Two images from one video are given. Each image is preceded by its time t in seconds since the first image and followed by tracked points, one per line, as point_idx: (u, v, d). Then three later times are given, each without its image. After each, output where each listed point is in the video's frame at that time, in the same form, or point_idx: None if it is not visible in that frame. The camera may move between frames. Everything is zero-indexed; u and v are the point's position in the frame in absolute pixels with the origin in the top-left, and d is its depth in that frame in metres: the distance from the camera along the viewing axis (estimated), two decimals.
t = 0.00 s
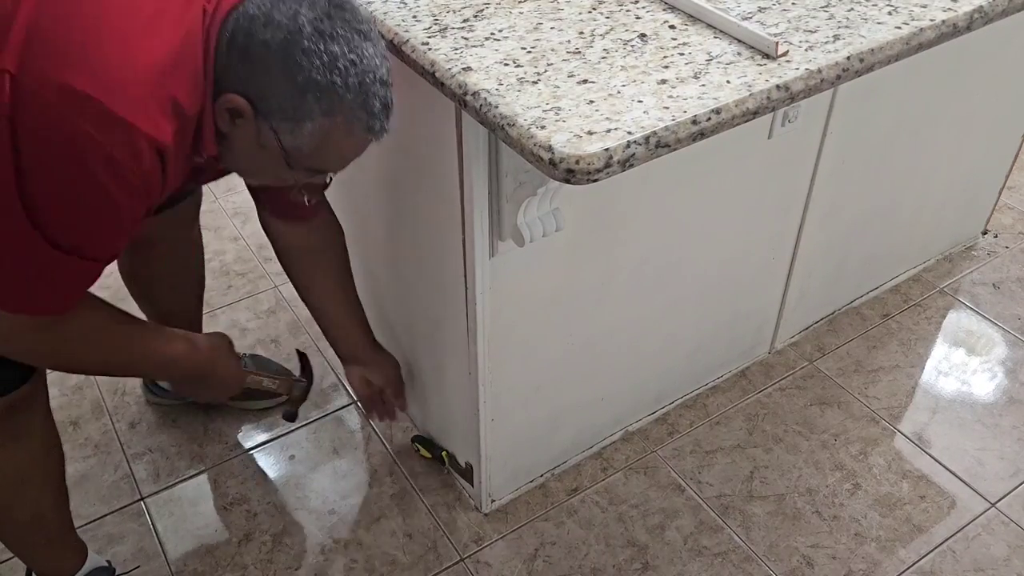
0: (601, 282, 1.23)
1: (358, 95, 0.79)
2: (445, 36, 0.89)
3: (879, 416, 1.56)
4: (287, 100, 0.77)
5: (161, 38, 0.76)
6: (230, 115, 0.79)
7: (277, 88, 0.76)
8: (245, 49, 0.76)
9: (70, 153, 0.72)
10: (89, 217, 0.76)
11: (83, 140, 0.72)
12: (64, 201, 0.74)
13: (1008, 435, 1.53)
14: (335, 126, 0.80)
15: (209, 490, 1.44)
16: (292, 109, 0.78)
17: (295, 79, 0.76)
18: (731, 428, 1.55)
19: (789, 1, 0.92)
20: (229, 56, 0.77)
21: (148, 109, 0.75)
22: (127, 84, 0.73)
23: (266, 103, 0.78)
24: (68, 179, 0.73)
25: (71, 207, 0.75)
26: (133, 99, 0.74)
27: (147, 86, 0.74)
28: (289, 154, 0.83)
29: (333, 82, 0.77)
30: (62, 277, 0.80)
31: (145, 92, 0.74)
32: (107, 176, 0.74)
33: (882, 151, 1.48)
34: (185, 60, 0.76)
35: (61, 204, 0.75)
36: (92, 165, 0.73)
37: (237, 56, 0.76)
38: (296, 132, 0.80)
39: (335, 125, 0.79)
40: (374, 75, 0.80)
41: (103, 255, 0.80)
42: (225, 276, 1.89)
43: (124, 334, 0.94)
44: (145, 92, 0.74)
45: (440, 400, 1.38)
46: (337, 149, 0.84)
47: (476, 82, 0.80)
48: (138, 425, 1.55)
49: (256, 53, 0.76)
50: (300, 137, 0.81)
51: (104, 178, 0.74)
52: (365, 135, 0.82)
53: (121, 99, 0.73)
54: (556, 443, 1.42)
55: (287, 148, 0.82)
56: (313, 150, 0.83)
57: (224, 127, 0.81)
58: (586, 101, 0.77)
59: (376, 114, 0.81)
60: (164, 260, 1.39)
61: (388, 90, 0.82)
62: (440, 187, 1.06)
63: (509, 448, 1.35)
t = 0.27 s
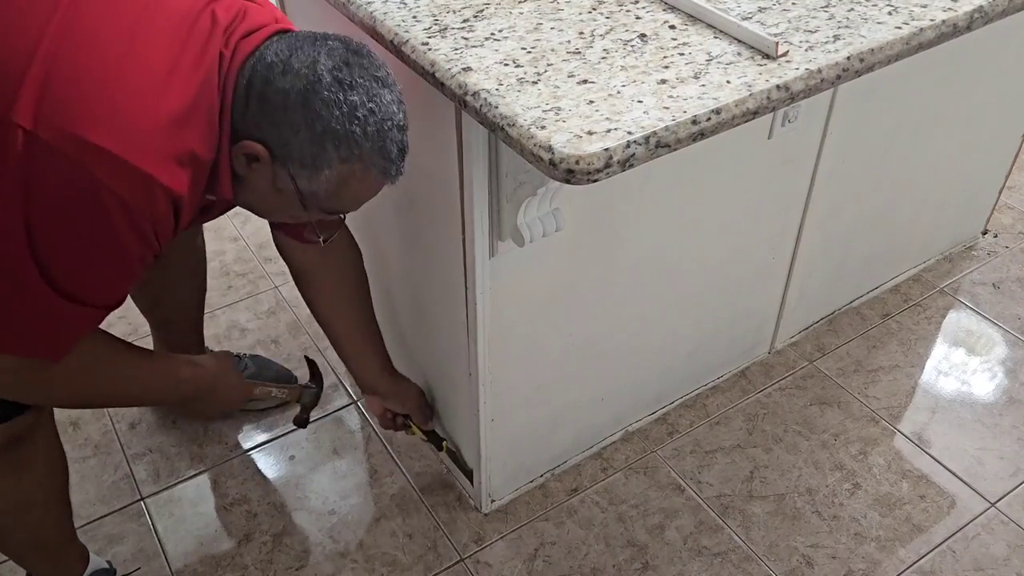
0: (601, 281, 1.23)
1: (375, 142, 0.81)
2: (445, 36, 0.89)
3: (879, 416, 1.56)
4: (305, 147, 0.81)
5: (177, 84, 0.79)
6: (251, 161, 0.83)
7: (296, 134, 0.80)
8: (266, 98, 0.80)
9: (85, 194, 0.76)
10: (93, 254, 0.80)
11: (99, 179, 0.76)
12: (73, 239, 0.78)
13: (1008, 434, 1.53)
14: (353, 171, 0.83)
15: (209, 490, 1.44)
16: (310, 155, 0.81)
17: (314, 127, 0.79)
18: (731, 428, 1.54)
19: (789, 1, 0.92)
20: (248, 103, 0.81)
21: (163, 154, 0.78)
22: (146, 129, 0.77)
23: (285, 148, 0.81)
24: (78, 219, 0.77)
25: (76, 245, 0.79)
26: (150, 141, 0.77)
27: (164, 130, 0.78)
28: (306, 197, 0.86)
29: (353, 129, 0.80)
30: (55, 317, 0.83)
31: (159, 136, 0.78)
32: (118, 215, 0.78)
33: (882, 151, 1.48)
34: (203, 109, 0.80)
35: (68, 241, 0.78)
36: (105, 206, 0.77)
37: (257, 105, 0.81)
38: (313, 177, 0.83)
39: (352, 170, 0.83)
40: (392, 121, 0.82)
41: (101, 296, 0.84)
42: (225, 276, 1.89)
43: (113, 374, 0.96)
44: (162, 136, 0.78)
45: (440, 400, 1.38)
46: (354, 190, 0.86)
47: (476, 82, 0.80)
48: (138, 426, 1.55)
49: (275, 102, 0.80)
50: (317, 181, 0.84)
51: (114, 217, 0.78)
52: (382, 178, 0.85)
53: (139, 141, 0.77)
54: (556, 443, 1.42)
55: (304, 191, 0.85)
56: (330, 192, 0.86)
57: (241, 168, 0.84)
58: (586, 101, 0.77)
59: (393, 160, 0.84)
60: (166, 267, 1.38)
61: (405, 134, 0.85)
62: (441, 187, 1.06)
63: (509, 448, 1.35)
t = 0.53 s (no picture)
0: (601, 281, 1.23)
1: (358, 174, 0.82)
2: (445, 36, 0.89)
3: (879, 416, 1.56)
4: (286, 173, 0.81)
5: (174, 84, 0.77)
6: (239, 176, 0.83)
7: (278, 162, 0.80)
8: (254, 118, 0.79)
9: (89, 201, 0.75)
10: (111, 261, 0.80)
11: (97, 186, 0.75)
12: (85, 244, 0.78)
13: (1008, 434, 1.53)
14: (331, 199, 0.84)
15: (209, 490, 1.44)
16: (290, 183, 0.82)
17: (298, 155, 0.80)
18: (731, 428, 1.54)
19: (789, 1, 0.92)
20: (236, 120, 0.80)
21: (162, 158, 0.77)
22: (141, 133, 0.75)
23: (266, 171, 0.81)
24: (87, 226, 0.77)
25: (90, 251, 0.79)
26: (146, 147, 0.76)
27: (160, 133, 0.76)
28: (286, 217, 0.87)
29: (334, 162, 0.80)
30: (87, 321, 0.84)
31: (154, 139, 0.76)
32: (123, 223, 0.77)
33: (882, 151, 1.48)
34: (203, 119, 0.78)
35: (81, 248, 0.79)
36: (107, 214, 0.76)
37: (245, 123, 0.80)
38: (292, 202, 0.84)
39: (330, 199, 0.84)
40: (377, 154, 0.82)
41: (129, 303, 0.84)
42: (224, 275, 1.89)
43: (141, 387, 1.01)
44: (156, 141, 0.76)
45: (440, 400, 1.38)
46: (335, 214, 0.87)
47: (476, 82, 0.80)
48: (138, 425, 1.55)
49: (260, 125, 0.79)
50: (296, 206, 0.85)
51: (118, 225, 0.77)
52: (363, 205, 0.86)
53: (134, 146, 0.75)
54: (556, 443, 1.42)
55: (284, 211, 0.86)
56: (312, 214, 0.87)
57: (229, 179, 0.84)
58: (586, 101, 0.77)
59: (376, 191, 0.84)
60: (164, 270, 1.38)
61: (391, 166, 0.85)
62: (441, 188, 1.06)
63: (508, 448, 1.35)
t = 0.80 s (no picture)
0: (601, 281, 1.23)
1: (349, 196, 0.82)
2: (445, 36, 0.89)
3: (879, 416, 1.56)
4: (279, 189, 0.80)
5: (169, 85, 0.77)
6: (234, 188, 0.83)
7: (272, 176, 0.80)
8: (250, 135, 0.79)
9: (90, 201, 0.75)
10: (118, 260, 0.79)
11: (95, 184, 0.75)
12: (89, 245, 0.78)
13: (1008, 434, 1.53)
14: (322, 218, 0.83)
15: (209, 490, 1.44)
16: (281, 199, 0.81)
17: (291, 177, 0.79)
18: (731, 428, 1.54)
19: (789, 1, 0.92)
20: (231, 133, 0.81)
21: (160, 159, 0.76)
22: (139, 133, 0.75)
23: (258, 187, 0.81)
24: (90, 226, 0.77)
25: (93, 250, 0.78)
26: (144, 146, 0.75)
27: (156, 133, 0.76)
28: (277, 230, 0.86)
29: (327, 183, 0.80)
30: (94, 321, 0.84)
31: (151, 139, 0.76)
32: (123, 223, 0.77)
33: (883, 151, 1.48)
34: (200, 126, 0.79)
35: (86, 246, 0.78)
36: (107, 215, 0.76)
37: (239, 137, 0.80)
38: (284, 217, 0.83)
39: (322, 217, 0.83)
40: (371, 175, 0.83)
41: (138, 306, 0.83)
42: (224, 275, 1.89)
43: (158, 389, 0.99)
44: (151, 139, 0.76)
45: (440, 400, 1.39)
46: (325, 231, 0.87)
47: (476, 82, 0.80)
48: (138, 425, 1.55)
49: (256, 140, 0.79)
50: (287, 222, 0.84)
51: (120, 224, 0.77)
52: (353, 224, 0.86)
53: (133, 146, 0.75)
54: (556, 443, 1.42)
55: (274, 226, 0.86)
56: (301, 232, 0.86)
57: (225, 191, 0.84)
58: (586, 101, 0.77)
59: (366, 211, 0.85)
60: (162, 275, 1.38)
61: (384, 187, 0.85)
62: (441, 188, 1.06)
63: (508, 448, 1.35)
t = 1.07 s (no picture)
0: (601, 281, 1.23)
1: (357, 185, 0.82)
2: (445, 36, 0.89)
3: (879, 416, 1.56)
4: (288, 181, 0.81)
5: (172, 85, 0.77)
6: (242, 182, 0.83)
7: (280, 168, 0.80)
8: (256, 128, 0.80)
9: (99, 200, 0.75)
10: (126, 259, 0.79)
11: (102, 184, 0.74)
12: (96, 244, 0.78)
13: (1008, 435, 1.53)
14: (331, 208, 0.84)
15: (208, 490, 1.44)
16: (291, 191, 0.81)
17: (299, 169, 0.80)
18: (731, 428, 1.54)
19: (789, 1, 0.92)
20: (237, 129, 0.81)
21: (168, 157, 0.77)
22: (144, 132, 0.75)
23: (265, 181, 0.82)
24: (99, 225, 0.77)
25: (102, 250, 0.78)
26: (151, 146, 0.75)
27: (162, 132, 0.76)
28: (285, 223, 0.87)
29: (335, 172, 0.80)
30: (109, 321, 0.84)
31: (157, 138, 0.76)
32: (133, 222, 0.76)
33: (883, 151, 1.48)
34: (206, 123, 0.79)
35: (97, 246, 0.78)
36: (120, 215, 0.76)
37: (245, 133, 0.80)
38: (294, 209, 0.84)
39: (331, 208, 0.83)
40: (378, 163, 0.83)
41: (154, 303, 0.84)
42: (224, 275, 1.89)
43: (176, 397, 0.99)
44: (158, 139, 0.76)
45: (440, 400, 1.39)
46: (334, 223, 0.88)
47: (476, 82, 0.80)
48: (138, 425, 1.55)
49: (263, 134, 0.79)
50: (297, 214, 0.85)
51: (128, 223, 0.76)
52: (360, 214, 0.86)
53: (143, 145, 0.75)
54: (556, 443, 1.42)
55: (283, 219, 0.86)
56: (310, 224, 0.86)
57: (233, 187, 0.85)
58: (586, 101, 0.77)
59: (373, 200, 0.85)
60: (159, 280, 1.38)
61: (391, 175, 0.85)
62: (441, 187, 1.06)
63: (508, 449, 1.35)
